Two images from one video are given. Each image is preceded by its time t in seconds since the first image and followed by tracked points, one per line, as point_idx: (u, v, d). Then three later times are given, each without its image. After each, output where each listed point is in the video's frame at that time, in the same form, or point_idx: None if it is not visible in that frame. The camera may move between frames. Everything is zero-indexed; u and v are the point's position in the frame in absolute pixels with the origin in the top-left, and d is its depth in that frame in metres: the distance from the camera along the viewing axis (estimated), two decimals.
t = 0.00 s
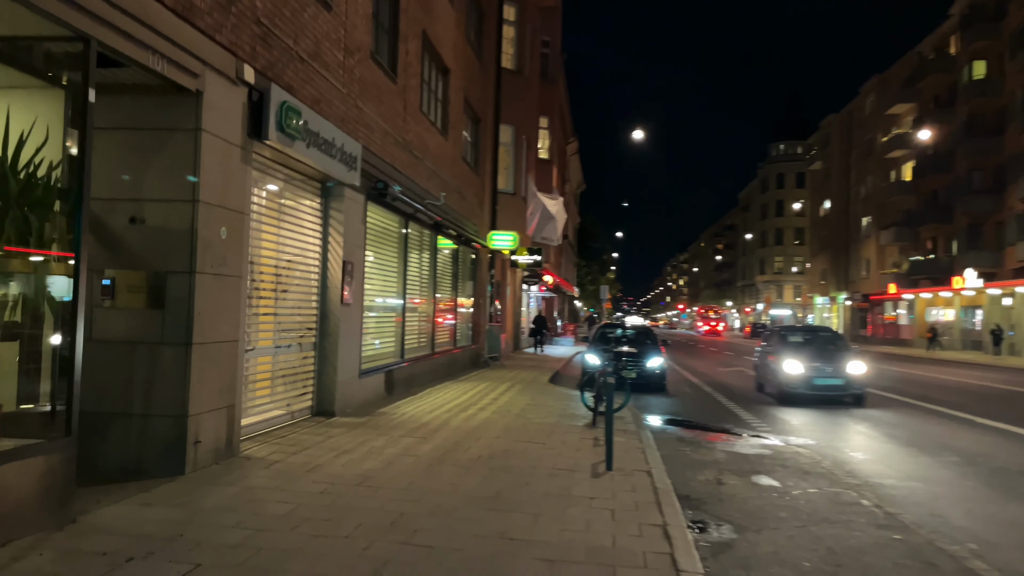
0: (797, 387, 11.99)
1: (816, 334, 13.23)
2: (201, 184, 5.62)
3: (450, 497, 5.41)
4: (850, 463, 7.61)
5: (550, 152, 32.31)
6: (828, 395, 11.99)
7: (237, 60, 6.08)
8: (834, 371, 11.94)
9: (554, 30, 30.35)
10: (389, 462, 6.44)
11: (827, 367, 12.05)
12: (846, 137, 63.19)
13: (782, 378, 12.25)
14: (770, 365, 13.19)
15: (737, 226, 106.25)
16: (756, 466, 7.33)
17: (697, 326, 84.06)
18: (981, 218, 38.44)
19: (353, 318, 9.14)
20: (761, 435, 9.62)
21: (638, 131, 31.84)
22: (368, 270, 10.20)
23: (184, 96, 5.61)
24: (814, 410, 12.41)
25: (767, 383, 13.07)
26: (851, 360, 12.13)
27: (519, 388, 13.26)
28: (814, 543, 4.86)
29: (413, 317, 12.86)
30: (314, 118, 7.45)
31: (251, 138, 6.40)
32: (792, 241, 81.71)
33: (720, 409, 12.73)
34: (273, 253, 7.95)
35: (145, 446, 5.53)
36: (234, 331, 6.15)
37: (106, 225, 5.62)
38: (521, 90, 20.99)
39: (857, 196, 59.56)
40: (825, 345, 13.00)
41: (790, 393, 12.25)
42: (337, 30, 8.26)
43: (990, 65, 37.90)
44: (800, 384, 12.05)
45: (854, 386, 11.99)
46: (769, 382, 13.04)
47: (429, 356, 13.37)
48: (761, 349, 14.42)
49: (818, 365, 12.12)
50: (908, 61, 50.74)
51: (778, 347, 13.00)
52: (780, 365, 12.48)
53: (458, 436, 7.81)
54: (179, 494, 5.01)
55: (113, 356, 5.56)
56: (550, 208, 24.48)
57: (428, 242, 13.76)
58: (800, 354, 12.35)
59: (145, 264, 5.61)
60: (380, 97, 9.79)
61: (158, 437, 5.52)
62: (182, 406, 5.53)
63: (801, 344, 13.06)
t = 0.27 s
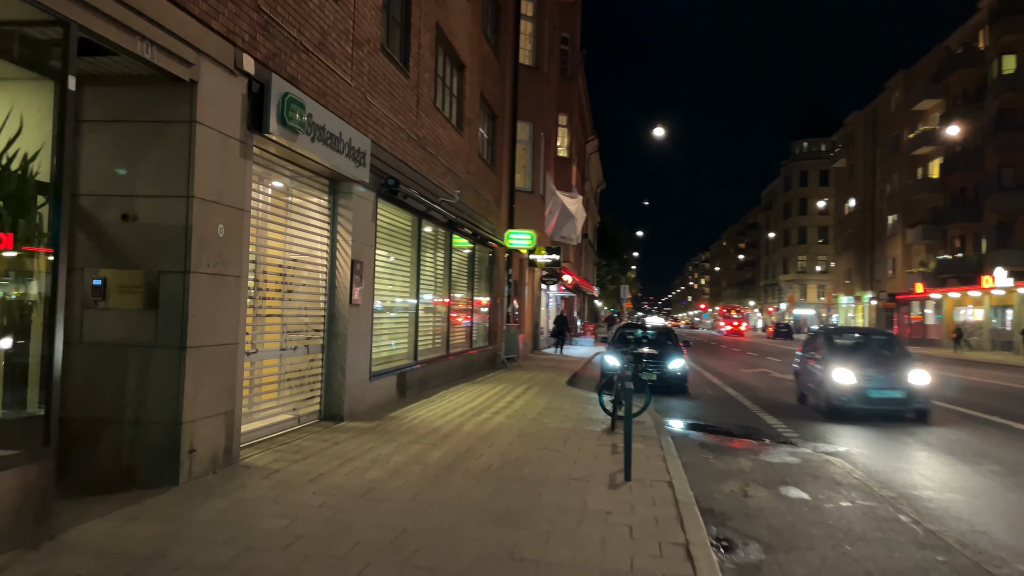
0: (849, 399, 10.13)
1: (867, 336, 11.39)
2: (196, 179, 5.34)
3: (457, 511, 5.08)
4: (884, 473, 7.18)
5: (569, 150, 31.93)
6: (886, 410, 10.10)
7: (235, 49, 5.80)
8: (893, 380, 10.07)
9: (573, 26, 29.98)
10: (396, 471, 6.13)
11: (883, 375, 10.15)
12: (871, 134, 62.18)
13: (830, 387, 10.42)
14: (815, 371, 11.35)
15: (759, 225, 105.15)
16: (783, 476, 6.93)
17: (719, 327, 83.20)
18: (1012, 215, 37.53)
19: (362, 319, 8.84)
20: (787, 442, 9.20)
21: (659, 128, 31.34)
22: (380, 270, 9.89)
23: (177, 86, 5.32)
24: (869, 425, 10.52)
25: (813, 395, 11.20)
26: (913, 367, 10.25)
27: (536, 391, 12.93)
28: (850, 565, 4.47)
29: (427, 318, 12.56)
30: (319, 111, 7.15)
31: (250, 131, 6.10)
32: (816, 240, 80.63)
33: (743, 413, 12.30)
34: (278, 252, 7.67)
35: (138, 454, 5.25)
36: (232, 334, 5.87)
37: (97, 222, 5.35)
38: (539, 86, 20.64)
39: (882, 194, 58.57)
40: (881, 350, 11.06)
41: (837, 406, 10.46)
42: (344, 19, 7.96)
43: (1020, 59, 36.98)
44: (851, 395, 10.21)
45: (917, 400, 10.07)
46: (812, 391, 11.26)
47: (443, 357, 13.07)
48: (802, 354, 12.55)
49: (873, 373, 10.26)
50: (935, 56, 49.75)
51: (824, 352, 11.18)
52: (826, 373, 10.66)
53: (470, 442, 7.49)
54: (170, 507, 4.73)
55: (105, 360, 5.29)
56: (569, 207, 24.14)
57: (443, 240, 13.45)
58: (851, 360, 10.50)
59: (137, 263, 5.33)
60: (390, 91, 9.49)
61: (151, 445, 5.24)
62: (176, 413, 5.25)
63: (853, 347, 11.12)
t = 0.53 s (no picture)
0: (905, 416, 8.55)
1: (924, 340, 9.77)
2: (179, 167, 5.03)
3: (455, 521, 4.74)
4: (911, 481, 6.77)
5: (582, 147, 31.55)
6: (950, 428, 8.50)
7: (223, 31, 5.49)
8: (958, 393, 8.47)
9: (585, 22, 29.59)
10: (393, 477, 5.80)
11: (944, 387, 8.58)
12: (888, 131, 61.35)
13: (881, 400, 8.87)
14: (862, 382, 9.74)
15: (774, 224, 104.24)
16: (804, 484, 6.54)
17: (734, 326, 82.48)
18: None
19: (364, 317, 8.52)
20: (807, 447, 8.80)
21: (673, 125, 30.90)
22: (382, 267, 9.57)
23: (159, 69, 5.02)
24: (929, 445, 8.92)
25: (859, 408, 9.62)
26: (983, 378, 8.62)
27: (546, 392, 12.59)
28: None
29: (434, 316, 12.25)
30: (316, 99, 6.83)
31: (240, 119, 5.80)
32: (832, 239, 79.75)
33: (759, 415, 11.90)
34: (275, 247, 7.36)
35: (118, 460, 4.96)
36: (220, 332, 5.56)
37: (75, 213, 5.05)
38: (550, 81, 20.27)
39: (900, 192, 57.76)
40: (940, 358, 9.45)
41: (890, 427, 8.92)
42: (344, 5, 7.64)
43: None
44: (908, 411, 8.63)
45: (988, 417, 8.46)
46: (859, 406, 9.64)
47: (451, 357, 12.75)
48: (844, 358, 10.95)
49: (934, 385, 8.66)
50: (954, 51, 48.94)
51: (873, 358, 9.58)
52: (876, 383, 9.08)
53: (474, 446, 7.16)
54: (147, 518, 4.43)
55: (83, 359, 5.00)
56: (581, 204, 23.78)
57: (450, 237, 13.11)
58: (906, 369, 8.91)
59: (117, 257, 5.03)
60: (393, 81, 9.17)
61: (131, 449, 4.94)
62: (158, 416, 4.95)
63: (904, 354, 9.53)
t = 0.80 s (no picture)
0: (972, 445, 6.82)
1: (987, 349, 8.07)
2: (151, 160, 4.70)
3: (444, 541, 4.39)
4: (933, 495, 6.38)
5: (589, 146, 31.14)
6: None
7: (202, 16, 5.15)
8: None
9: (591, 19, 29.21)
10: (382, 490, 5.45)
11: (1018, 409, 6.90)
12: (898, 130, 60.74)
13: (939, 426, 7.12)
14: (910, 401, 8.04)
15: (782, 224, 103.58)
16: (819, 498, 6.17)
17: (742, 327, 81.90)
18: None
19: (358, 319, 8.18)
20: (821, 456, 8.41)
21: (680, 123, 30.45)
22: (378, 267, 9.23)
23: (131, 55, 4.69)
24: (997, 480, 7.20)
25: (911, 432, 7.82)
26: None
27: (549, 395, 12.24)
28: None
29: (434, 317, 11.91)
30: (304, 90, 6.49)
31: (221, 109, 5.47)
32: (841, 239, 79.09)
33: (769, 420, 11.51)
34: (263, 246, 7.02)
35: (85, 473, 4.63)
36: (198, 336, 5.22)
37: (41, 209, 4.73)
38: (555, 78, 19.90)
39: (910, 191, 57.14)
40: (1006, 372, 7.78)
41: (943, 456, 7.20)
42: None
43: None
44: (975, 438, 6.89)
45: None
46: (909, 430, 7.90)
47: (451, 359, 12.40)
48: (885, 370, 9.20)
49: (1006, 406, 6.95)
50: (965, 49, 48.32)
51: (925, 371, 7.86)
52: (934, 403, 7.31)
53: (470, 454, 6.82)
54: (110, 539, 4.09)
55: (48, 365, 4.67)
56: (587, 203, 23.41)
57: (451, 236, 12.76)
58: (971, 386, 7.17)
59: (85, 256, 4.70)
60: (390, 74, 8.82)
61: (99, 462, 4.61)
62: (128, 426, 4.62)
63: (964, 366, 7.83)
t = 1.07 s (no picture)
0: None
1: None
2: (122, 144, 4.39)
3: (435, 554, 4.07)
4: (954, 503, 6.06)
5: (590, 143, 30.81)
6: None
7: None
8: None
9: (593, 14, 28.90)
10: (371, 497, 5.14)
11: None
12: (901, 129, 60.36)
13: None
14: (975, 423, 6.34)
15: (785, 223, 103.17)
16: (834, 506, 5.84)
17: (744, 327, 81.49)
18: None
19: (351, 316, 7.86)
20: (832, 460, 8.10)
21: (683, 120, 30.12)
22: (373, 262, 8.91)
23: (100, 31, 4.38)
24: None
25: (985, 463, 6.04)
26: None
27: (549, 396, 11.92)
28: None
29: (431, 316, 11.59)
30: (291, 75, 6.19)
31: (200, 92, 5.16)
32: (844, 238, 78.68)
33: (775, 421, 11.18)
34: (249, 240, 6.71)
35: (50, 480, 4.33)
36: (175, 333, 4.91)
37: (4, 198, 4.44)
38: (556, 73, 19.58)
39: (914, 190, 56.74)
40: None
41: None
42: None
43: None
44: None
45: None
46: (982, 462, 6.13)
47: (450, 358, 12.08)
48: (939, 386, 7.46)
49: None
50: (970, 46, 47.92)
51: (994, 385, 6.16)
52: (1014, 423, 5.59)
53: (466, 458, 6.50)
54: (73, 552, 3.78)
55: (12, 364, 4.37)
56: (589, 201, 23.09)
57: (449, 232, 12.44)
58: None
59: (51, 247, 4.40)
60: (384, 63, 8.53)
61: (65, 468, 4.31)
62: (96, 429, 4.31)
63: None
